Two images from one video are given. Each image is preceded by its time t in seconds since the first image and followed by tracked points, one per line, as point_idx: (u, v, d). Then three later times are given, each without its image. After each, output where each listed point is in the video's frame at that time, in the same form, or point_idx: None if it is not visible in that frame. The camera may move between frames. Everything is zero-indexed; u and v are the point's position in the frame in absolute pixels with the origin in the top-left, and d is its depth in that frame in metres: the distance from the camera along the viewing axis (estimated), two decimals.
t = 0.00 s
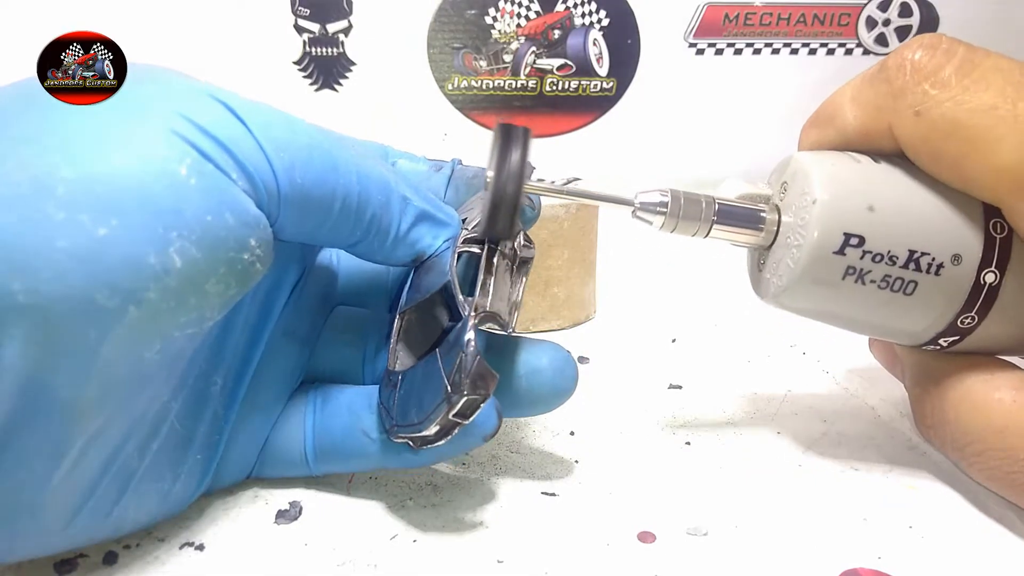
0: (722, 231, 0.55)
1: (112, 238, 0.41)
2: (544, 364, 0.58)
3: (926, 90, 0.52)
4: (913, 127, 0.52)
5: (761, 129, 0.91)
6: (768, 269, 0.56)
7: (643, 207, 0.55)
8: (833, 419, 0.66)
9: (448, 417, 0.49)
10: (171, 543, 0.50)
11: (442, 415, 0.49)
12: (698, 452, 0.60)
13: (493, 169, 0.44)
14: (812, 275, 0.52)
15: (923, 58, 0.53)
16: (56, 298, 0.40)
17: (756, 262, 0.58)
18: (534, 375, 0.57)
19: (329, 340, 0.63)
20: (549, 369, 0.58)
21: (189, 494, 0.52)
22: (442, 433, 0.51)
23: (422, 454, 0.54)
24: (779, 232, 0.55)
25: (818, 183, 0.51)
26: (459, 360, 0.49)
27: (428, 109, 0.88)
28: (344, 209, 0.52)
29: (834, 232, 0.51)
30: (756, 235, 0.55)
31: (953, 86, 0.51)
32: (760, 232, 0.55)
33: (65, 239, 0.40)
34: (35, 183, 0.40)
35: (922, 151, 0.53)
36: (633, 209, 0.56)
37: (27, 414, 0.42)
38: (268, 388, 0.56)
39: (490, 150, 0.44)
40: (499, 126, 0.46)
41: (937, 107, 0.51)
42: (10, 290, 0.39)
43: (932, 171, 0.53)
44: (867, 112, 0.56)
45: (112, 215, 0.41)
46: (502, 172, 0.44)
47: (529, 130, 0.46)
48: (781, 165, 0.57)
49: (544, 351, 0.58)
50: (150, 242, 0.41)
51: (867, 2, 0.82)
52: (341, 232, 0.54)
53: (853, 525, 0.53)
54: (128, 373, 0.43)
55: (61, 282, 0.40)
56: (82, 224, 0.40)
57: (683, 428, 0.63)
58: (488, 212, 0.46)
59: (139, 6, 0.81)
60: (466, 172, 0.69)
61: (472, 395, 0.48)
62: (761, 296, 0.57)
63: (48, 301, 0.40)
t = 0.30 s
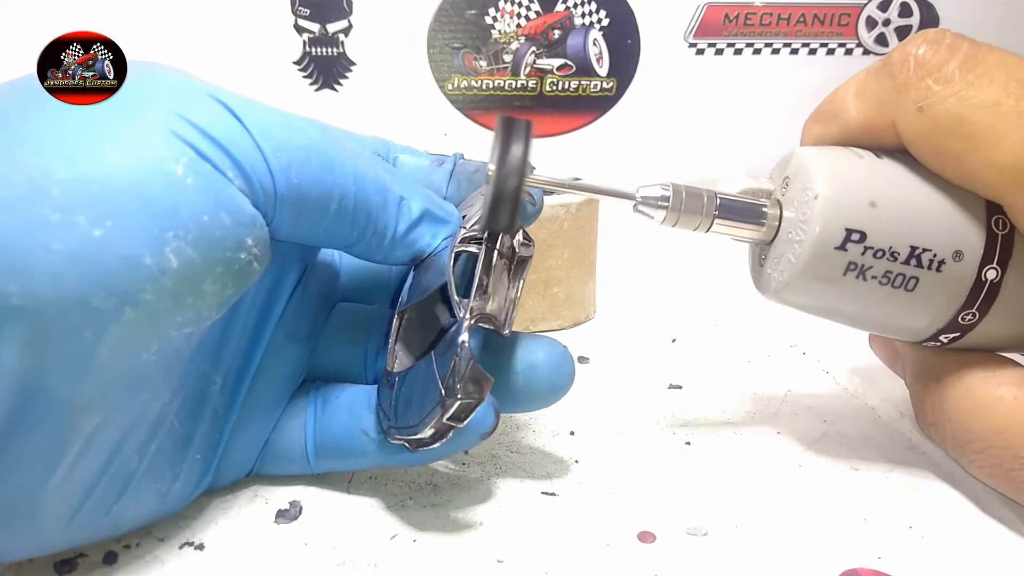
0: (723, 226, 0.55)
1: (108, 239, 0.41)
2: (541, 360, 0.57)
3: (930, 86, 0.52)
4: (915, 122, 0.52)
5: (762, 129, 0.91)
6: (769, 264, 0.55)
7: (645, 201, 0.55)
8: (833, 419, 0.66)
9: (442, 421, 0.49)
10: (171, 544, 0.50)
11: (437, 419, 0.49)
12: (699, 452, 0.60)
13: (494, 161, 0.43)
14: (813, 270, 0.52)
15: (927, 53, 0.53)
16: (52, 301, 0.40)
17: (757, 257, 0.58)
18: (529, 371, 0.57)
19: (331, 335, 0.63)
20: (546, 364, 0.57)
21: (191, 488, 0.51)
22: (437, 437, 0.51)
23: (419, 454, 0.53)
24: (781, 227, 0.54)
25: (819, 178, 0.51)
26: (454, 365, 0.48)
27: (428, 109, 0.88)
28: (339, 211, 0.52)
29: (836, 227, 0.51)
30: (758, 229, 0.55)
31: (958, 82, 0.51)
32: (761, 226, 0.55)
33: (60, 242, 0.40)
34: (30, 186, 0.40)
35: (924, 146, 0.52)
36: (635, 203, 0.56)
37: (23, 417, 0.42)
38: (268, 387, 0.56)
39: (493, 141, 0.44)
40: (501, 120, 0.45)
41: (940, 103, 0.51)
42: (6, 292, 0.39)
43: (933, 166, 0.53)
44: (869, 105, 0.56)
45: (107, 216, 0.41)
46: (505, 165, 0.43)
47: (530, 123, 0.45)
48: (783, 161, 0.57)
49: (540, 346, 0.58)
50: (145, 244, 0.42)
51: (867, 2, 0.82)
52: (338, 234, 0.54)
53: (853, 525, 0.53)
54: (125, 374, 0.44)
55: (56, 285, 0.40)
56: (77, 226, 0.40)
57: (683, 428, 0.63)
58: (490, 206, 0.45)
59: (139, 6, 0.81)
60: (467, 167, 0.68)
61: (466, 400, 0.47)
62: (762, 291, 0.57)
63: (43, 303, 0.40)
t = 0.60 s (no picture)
0: (710, 249, 0.55)
1: (106, 221, 0.41)
2: (565, 338, 0.58)
3: (918, 100, 0.52)
4: (905, 137, 0.52)
5: (761, 129, 0.91)
6: (758, 285, 0.55)
7: (631, 225, 0.54)
8: (833, 419, 0.66)
9: (465, 365, 0.49)
10: (172, 542, 0.50)
11: (459, 363, 0.49)
12: (699, 452, 0.60)
13: (476, 187, 0.43)
14: (804, 292, 0.51)
15: (913, 68, 0.53)
16: (52, 278, 0.40)
17: (745, 278, 0.58)
18: (555, 348, 0.58)
19: (325, 343, 0.62)
20: (570, 342, 0.59)
21: (193, 496, 0.51)
22: (462, 385, 0.51)
23: (446, 421, 0.54)
24: (769, 248, 0.54)
25: (809, 199, 0.51)
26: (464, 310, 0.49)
27: (428, 109, 0.88)
28: (329, 202, 0.53)
29: (827, 248, 0.51)
30: (746, 251, 0.54)
31: (947, 96, 0.51)
32: (749, 248, 0.54)
33: (61, 221, 0.40)
34: (31, 170, 0.41)
35: (917, 161, 0.52)
36: (620, 227, 0.55)
37: (27, 398, 0.41)
38: (269, 376, 0.56)
39: (474, 166, 0.44)
40: (478, 144, 0.46)
41: (930, 117, 0.51)
42: (10, 271, 0.39)
43: (923, 182, 0.53)
44: (855, 123, 0.56)
45: (104, 198, 0.41)
46: (486, 192, 0.43)
47: (511, 149, 0.46)
48: (767, 180, 0.57)
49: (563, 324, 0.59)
50: (143, 225, 0.42)
51: (867, 2, 0.82)
52: (328, 228, 0.54)
53: (853, 525, 0.53)
54: (127, 356, 0.43)
55: (58, 264, 0.40)
56: (77, 208, 0.40)
57: (683, 429, 0.63)
58: (471, 236, 0.44)
59: (140, 7, 0.81)
60: (439, 164, 0.71)
61: (483, 337, 0.48)
62: (751, 313, 0.56)
63: (44, 283, 0.40)
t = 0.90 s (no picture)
0: (708, 251, 0.55)
1: (107, 221, 0.41)
2: (566, 335, 0.58)
3: (915, 102, 0.52)
4: (903, 140, 0.52)
5: (761, 129, 0.91)
6: (756, 288, 0.55)
7: (628, 227, 0.54)
8: (833, 419, 0.66)
9: (468, 363, 0.50)
10: (172, 541, 0.50)
11: (462, 361, 0.50)
12: (699, 452, 0.60)
13: (472, 190, 0.43)
14: (802, 295, 0.51)
15: (909, 70, 0.53)
16: (53, 277, 0.40)
17: (743, 281, 0.58)
18: (556, 345, 0.58)
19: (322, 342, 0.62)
20: (571, 339, 0.58)
21: (193, 495, 0.51)
22: (466, 383, 0.51)
23: (448, 421, 0.55)
24: (767, 250, 0.54)
25: (806, 201, 0.51)
26: (467, 309, 0.50)
27: (428, 109, 0.88)
28: (330, 201, 0.53)
29: (825, 250, 0.51)
30: (743, 253, 0.54)
31: (943, 98, 0.51)
32: (747, 250, 0.54)
33: (62, 221, 0.40)
34: (31, 169, 0.41)
35: (916, 162, 0.52)
36: (617, 229, 0.55)
37: (28, 396, 0.41)
38: (269, 374, 0.56)
39: (470, 170, 0.44)
40: (476, 149, 0.46)
41: (927, 119, 0.51)
42: (11, 270, 0.39)
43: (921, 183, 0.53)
44: (853, 124, 0.56)
45: (106, 197, 0.41)
46: (483, 195, 0.43)
47: (507, 152, 0.46)
48: (764, 183, 0.57)
49: (564, 321, 0.58)
50: (144, 224, 0.42)
51: (867, 2, 0.82)
52: (328, 227, 0.54)
53: (853, 525, 0.53)
54: (128, 356, 0.43)
55: (59, 263, 0.40)
56: (78, 207, 0.41)
57: (683, 429, 0.63)
58: (468, 239, 0.44)
59: (140, 7, 0.81)
60: (436, 164, 0.71)
61: (488, 335, 0.48)
62: (749, 316, 0.57)
63: (45, 282, 0.40)
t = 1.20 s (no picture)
0: (712, 248, 0.55)
1: (101, 212, 0.41)
2: (563, 322, 0.58)
3: (919, 100, 0.52)
4: (906, 137, 0.52)
5: (761, 129, 0.91)
6: (759, 284, 0.55)
7: (633, 223, 0.53)
8: (833, 419, 0.66)
9: (459, 349, 0.49)
10: (172, 539, 0.50)
11: (454, 348, 0.49)
12: (699, 452, 0.60)
13: (477, 186, 0.43)
14: (805, 292, 0.51)
15: (913, 67, 0.53)
16: (49, 269, 0.40)
17: (746, 278, 0.58)
18: (554, 333, 0.58)
19: (321, 335, 0.62)
20: (567, 326, 0.58)
21: (193, 491, 0.51)
22: (459, 369, 0.51)
23: (449, 410, 0.55)
24: (771, 247, 0.54)
25: (810, 198, 0.51)
26: (456, 296, 0.49)
27: (428, 109, 0.88)
28: (320, 197, 0.53)
29: (828, 247, 0.51)
30: (748, 250, 0.54)
31: (947, 95, 0.51)
32: (751, 246, 0.54)
33: (56, 213, 0.40)
34: (25, 162, 0.41)
35: (919, 160, 0.52)
36: (622, 225, 0.55)
37: (26, 390, 0.41)
38: (269, 367, 0.56)
39: (475, 166, 0.44)
40: (481, 145, 0.46)
41: (930, 116, 0.51)
42: (7, 263, 0.39)
43: (925, 180, 0.53)
44: (857, 122, 0.56)
45: (99, 189, 0.41)
46: (488, 191, 0.43)
47: (513, 147, 0.46)
48: (769, 180, 0.57)
49: (560, 310, 0.59)
50: (138, 216, 0.42)
51: (867, 2, 0.82)
52: (319, 224, 0.55)
53: (853, 525, 0.53)
54: (124, 351, 0.44)
55: (53, 255, 0.40)
56: (72, 199, 0.41)
57: (683, 429, 0.63)
58: (475, 236, 0.44)
59: (140, 7, 0.81)
60: (430, 157, 0.71)
61: (477, 321, 0.47)
62: (753, 313, 0.57)
63: (41, 274, 0.40)
